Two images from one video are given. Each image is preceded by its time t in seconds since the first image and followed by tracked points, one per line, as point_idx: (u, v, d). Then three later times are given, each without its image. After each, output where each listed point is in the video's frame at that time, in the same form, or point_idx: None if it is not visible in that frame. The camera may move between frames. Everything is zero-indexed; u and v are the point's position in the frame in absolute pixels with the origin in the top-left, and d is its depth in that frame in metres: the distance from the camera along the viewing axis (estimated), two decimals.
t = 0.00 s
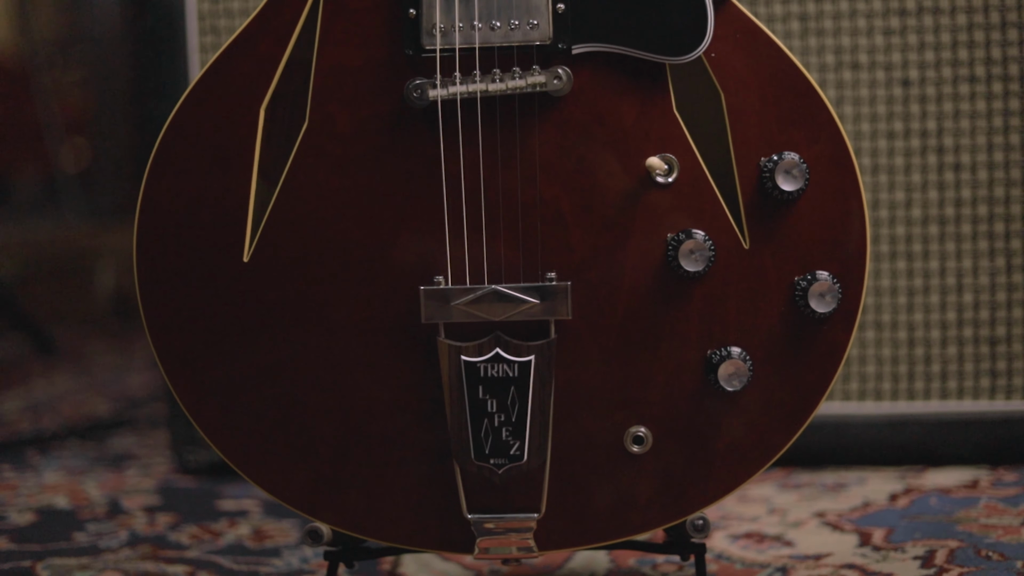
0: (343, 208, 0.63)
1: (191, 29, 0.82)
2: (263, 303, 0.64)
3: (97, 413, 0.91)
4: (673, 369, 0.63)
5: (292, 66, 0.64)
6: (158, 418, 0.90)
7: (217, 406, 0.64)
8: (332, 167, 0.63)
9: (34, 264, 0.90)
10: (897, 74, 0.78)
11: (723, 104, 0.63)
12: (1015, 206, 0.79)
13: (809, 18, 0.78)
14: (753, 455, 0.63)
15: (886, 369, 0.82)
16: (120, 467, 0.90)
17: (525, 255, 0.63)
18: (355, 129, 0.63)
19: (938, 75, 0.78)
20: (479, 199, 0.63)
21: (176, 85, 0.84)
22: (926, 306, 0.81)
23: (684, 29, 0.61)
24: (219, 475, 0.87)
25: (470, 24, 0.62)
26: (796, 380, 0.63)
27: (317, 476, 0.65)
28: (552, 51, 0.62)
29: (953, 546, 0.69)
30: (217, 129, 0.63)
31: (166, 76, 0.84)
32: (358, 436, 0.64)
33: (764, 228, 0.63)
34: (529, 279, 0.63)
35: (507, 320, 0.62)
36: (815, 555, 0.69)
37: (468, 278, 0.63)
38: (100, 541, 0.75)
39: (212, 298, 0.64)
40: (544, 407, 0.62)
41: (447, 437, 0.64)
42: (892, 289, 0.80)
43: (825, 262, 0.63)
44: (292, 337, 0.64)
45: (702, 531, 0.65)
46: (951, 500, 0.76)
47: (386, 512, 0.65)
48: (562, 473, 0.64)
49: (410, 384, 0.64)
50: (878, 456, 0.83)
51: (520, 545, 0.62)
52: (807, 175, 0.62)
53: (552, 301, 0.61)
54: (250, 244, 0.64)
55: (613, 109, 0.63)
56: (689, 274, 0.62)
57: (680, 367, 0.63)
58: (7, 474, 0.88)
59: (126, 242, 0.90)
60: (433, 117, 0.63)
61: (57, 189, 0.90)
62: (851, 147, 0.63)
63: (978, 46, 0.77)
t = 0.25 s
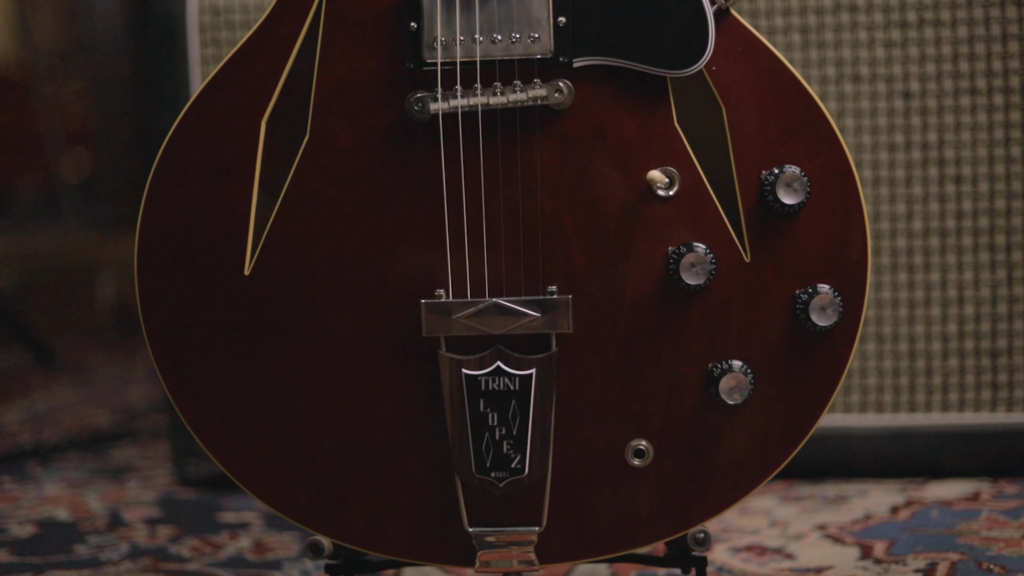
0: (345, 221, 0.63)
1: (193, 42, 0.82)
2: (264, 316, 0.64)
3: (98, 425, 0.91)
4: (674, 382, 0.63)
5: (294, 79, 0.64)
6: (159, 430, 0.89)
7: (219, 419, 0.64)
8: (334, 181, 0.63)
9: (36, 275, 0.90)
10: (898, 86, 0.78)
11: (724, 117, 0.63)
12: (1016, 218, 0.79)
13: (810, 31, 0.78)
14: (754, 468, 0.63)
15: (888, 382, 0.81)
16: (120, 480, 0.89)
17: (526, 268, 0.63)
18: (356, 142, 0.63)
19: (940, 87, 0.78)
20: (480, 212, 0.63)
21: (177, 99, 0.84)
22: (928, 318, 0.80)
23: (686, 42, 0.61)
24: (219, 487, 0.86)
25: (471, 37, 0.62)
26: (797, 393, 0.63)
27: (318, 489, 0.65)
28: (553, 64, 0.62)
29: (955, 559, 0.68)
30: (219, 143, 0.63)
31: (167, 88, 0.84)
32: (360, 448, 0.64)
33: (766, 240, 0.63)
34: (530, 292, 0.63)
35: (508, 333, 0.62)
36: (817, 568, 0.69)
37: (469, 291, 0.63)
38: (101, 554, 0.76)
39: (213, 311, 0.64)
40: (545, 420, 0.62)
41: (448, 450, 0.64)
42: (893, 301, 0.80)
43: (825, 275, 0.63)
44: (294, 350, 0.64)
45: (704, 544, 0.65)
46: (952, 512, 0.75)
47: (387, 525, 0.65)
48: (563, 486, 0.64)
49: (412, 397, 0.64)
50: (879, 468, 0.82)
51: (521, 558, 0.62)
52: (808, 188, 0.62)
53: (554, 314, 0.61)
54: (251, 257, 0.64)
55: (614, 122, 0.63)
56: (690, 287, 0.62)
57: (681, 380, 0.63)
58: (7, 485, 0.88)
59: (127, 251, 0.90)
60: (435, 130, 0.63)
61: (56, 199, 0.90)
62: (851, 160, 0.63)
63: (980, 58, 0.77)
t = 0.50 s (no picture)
0: (345, 232, 0.63)
1: (194, 53, 0.82)
2: (266, 327, 0.64)
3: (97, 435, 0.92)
4: (675, 394, 0.63)
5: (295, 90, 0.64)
6: (159, 440, 0.92)
7: (220, 430, 0.64)
8: (334, 192, 0.63)
9: (38, 284, 0.90)
10: (899, 96, 0.78)
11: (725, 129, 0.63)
12: (1018, 229, 0.79)
13: (811, 42, 0.78)
14: (755, 479, 0.63)
15: (889, 392, 0.81)
16: (123, 490, 0.88)
17: (527, 279, 0.63)
18: (357, 153, 0.63)
19: (940, 97, 0.78)
20: (481, 224, 0.63)
21: (178, 111, 0.83)
22: (929, 329, 0.80)
23: (687, 54, 0.61)
24: (220, 498, 0.86)
25: (472, 49, 0.62)
26: (799, 404, 0.63)
27: (319, 500, 0.65)
28: (554, 75, 0.62)
29: (957, 570, 0.68)
30: (220, 154, 0.64)
31: (166, 103, 0.83)
32: (361, 459, 0.64)
33: (767, 251, 0.63)
34: (531, 303, 0.63)
35: (509, 344, 0.62)
36: None
37: (470, 303, 0.63)
38: (101, 565, 0.75)
39: (214, 322, 0.64)
40: (547, 431, 0.62)
41: (449, 461, 0.64)
42: (894, 311, 0.79)
43: (826, 286, 0.63)
44: (295, 361, 0.64)
45: (705, 556, 0.65)
46: (954, 523, 0.75)
47: (388, 536, 0.65)
48: (565, 497, 0.64)
49: (413, 408, 0.64)
50: (880, 479, 0.81)
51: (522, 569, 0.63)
52: (810, 200, 0.62)
53: (555, 325, 0.61)
54: (253, 268, 0.64)
55: (615, 134, 0.63)
56: (692, 298, 0.62)
57: (682, 391, 0.63)
58: (7, 496, 0.86)
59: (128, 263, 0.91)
60: (436, 141, 0.63)
61: (58, 207, 0.90)
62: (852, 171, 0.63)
63: (980, 69, 0.77)
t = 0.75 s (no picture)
0: (347, 241, 0.63)
1: (194, 62, 0.83)
2: (267, 336, 0.64)
3: (101, 442, 0.91)
4: (677, 403, 0.63)
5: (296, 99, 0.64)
6: (161, 447, 0.90)
7: (222, 439, 0.64)
8: (335, 201, 0.63)
9: (39, 291, 0.90)
10: (900, 105, 0.78)
11: (726, 139, 0.63)
12: (1019, 237, 0.78)
13: (812, 50, 0.78)
14: (757, 488, 0.63)
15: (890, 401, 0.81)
16: (123, 498, 0.88)
17: (529, 289, 0.63)
18: (359, 162, 0.63)
19: (941, 105, 0.78)
20: (483, 233, 0.63)
21: (179, 119, 0.84)
22: (930, 337, 0.80)
23: (688, 63, 0.61)
24: (222, 507, 0.86)
25: (474, 58, 0.62)
26: (800, 413, 0.63)
27: (321, 509, 0.65)
28: (556, 85, 0.62)
29: None
30: (221, 163, 0.64)
31: (169, 109, 0.84)
32: (362, 469, 0.64)
33: (768, 261, 0.63)
34: (532, 312, 0.63)
35: (510, 354, 0.62)
36: None
37: (472, 312, 0.63)
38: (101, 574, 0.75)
39: (215, 331, 0.64)
40: (548, 441, 0.62)
41: (450, 470, 0.64)
42: (895, 319, 0.79)
43: (828, 295, 0.63)
44: (296, 370, 0.64)
45: (707, 565, 0.66)
46: (955, 531, 0.75)
47: (390, 545, 0.65)
48: (566, 506, 0.64)
49: (414, 418, 0.64)
50: (882, 488, 0.81)
51: None
52: (810, 210, 0.62)
53: (557, 335, 0.61)
54: (254, 277, 0.64)
55: (617, 143, 0.63)
56: (693, 308, 0.62)
57: (684, 400, 0.63)
58: (8, 504, 0.86)
59: (129, 270, 0.91)
60: (437, 151, 0.63)
61: (60, 214, 0.90)
62: (853, 180, 0.63)
63: (981, 77, 0.77)
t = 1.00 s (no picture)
0: (347, 250, 0.63)
1: (196, 69, 0.83)
2: (268, 344, 0.64)
3: (101, 449, 0.91)
4: (677, 412, 0.63)
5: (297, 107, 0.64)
6: (162, 454, 0.91)
7: (223, 448, 0.64)
8: (336, 210, 0.63)
9: (40, 297, 0.90)
10: (901, 112, 0.78)
11: (727, 147, 0.63)
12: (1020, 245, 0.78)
13: (813, 58, 0.78)
14: (757, 496, 0.63)
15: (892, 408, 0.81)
16: (124, 505, 0.88)
17: (530, 297, 0.63)
18: (360, 171, 0.63)
19: (942, 113, 0.78)
20: (483, 242, 0.63)
21: (180, 128, 0.85)
22: (932, 345, 0.79)
23: (688, 72, 0.61)
24: (224, 514, 0.86)
25: (475, 67, 0.62)
26: (802, 421, 0.63)
27: (322, 518, 0.65)
28: (557, 93, 0.62)
29: None
30: (222, 172, 0.64)
31: (172, 117, 0.84)
32: (363, 477, 0.64)
33: (769, 269, 0.63)
34: (533, 321, 0.63)
35: (511, 362, 0.62)
36: None
37: (473, 320, 0.63)
38: None
39: (216, 340, 0.64)
40: (549, 449, 0.62)
41: (451, 479, 0.64)
42: (896, 327, 0.79)
43: (829, 304, 0.63)
44: (297, 379, 0.64)
45: (707, 573, 0.66)
46: (956, 539, 0.75)
47: (391, 554, 0.65)
48: (567, 515, 0.64)
49: (415, 426, 0.64)
50: (883, 495, 0.81)
51: None
52: (811, 218, 0.62)
53: (558, 344, 0.61)
54: (255, 286, 0.64)
55: (618, 152, 0.63)
56: (694, 316, 0.62)
57: (685, 409, 0.63)
58: (9, 511, 0.86)
59: (130, 276, 0.91)
60: (438, 159, 0.63)
61: (62, 220, 0.91)
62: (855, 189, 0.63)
63: (982, 85, 0.77)
